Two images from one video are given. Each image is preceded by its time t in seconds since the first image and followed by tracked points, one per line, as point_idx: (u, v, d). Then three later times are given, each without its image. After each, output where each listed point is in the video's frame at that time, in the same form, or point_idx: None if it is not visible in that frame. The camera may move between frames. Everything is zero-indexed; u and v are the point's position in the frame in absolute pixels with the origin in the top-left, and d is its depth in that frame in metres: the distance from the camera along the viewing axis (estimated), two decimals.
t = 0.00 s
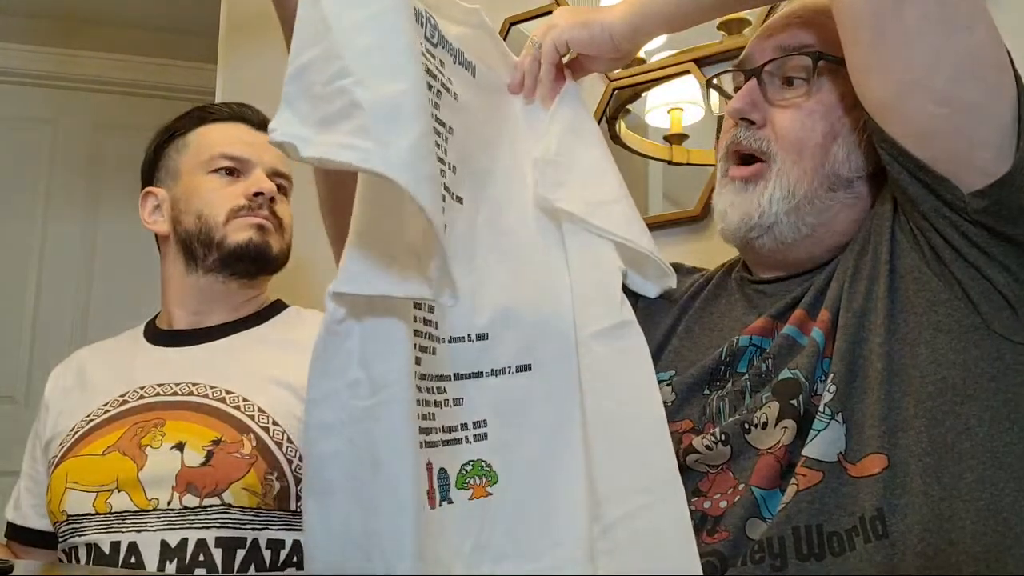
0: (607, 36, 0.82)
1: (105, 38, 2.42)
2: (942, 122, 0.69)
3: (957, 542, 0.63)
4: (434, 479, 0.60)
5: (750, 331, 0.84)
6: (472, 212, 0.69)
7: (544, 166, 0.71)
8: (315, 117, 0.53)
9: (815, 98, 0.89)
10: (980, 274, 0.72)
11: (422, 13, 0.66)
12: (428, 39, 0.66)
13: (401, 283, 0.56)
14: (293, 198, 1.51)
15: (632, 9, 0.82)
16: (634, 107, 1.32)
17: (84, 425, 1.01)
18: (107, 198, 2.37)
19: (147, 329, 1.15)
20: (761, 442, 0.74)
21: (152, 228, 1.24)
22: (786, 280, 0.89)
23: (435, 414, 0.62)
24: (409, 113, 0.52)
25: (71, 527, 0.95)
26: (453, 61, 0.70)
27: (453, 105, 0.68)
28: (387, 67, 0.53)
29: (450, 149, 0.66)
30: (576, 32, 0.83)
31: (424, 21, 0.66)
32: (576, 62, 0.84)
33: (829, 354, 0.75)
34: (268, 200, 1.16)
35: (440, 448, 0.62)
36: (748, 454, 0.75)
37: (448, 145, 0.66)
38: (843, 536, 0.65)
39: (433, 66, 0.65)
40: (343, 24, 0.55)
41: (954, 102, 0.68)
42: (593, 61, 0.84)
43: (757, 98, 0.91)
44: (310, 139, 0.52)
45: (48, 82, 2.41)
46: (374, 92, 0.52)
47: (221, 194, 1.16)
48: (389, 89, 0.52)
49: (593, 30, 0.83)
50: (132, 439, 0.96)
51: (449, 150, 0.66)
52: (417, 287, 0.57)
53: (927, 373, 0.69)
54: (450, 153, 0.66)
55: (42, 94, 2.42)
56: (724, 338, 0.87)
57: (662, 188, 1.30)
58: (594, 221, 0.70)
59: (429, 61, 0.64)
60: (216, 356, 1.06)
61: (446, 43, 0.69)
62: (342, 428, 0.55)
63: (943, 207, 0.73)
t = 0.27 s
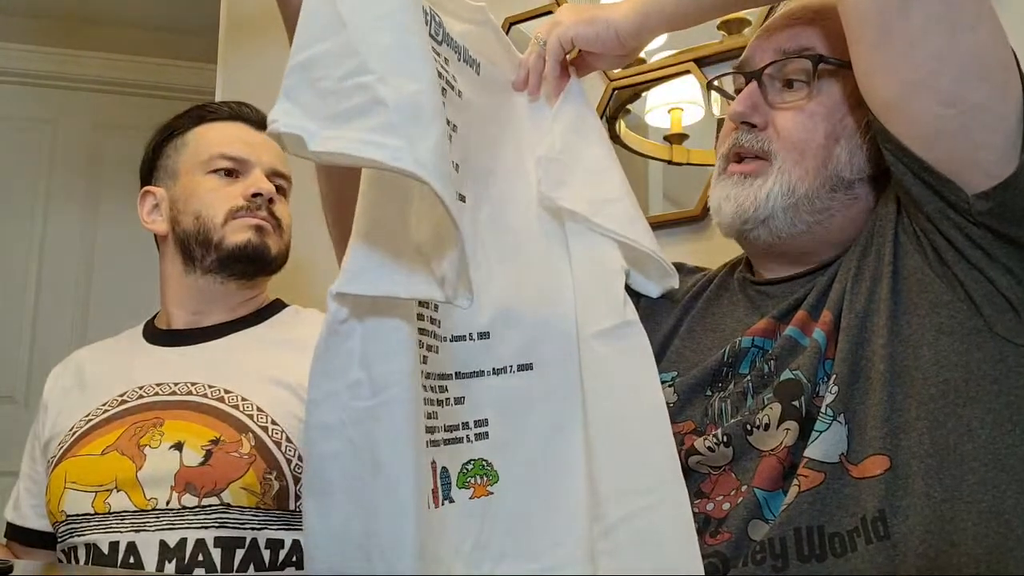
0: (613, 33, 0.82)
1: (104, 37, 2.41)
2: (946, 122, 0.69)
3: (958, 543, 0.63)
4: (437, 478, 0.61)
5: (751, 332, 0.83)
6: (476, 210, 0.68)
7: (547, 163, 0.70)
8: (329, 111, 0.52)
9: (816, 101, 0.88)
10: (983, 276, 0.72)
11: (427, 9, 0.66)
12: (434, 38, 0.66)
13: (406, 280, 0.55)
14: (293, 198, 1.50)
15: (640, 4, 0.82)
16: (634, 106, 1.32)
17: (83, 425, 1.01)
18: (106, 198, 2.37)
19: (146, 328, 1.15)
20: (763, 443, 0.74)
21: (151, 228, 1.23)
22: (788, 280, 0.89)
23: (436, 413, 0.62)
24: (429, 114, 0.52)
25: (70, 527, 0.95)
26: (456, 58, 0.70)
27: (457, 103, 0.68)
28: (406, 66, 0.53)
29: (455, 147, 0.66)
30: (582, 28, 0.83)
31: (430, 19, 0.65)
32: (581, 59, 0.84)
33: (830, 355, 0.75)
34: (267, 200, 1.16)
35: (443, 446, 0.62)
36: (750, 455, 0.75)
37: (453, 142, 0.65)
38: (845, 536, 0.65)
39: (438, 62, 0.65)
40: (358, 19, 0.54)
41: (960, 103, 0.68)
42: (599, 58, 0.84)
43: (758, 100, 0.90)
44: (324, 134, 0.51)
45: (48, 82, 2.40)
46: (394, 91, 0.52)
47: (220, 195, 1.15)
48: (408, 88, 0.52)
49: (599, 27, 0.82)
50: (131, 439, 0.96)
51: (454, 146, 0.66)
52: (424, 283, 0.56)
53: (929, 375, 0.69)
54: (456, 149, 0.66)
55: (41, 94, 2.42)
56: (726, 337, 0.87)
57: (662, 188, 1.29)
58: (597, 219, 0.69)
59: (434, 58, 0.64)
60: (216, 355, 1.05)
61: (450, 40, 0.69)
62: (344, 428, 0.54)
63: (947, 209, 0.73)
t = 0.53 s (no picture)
0: (621, 33, 0.82)
1: (105, 37, 2.41)
2: (953, 122, 0.69)
3: (959, 544, 0.63)
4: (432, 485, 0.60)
5: (752, 333, 0.83)
6: (478, 213, 0.69)
7: (552, 164, 0.69)
8: (320, 127, 0.51)
9: (816, 102, 0.88)
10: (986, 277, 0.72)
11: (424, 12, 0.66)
12: (432, 42, 0.66)
13: (399, 291, 0.55)
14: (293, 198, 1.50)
15: (647, 5, 0.82)
16: (633, 107, 1.32)
17: (84, 427, 1.01)
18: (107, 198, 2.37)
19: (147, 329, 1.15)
20: (764, 443, 0.74)
21: (151, 228, 1.24)
22: (789, 281, 0.89)
23: (435, 417, 0.62)
24: (418, 128, 0.51)
25: (71, 528, 0.95)
26: (456, 61, 0.70)
27: (459, 107, 0.68)
28: (395, 79, 0.52)
29: (454, 153, 0.66)
30: (591, 28, 0.83)
31: (426, 23, 0.65)
32: (592, 60, 0.84)
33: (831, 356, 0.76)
34: (265, 203, 1.16)
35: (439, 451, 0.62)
36: (751, 456, 0.75)
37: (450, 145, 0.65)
38: (845, 537, 0.65)
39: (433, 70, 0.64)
40: (349, 31, 0.53)
41: (967, 103, 0.68)
42: (605, 58, 0.84)
43: (759, 103, 0.90)
44: (316, 151, 0.50)
45: (48, 82, 2.41)
46: (382, 105, 0.51)
47: (219, 197, 1.15)
48: (397, 102, 0.51)
49: (607, 28, 0.82)
50: (132, 441, 0.96)
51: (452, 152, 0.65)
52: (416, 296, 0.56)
53: (931, 375, 0.69)
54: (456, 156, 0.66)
55: (42, 94, 2.42)
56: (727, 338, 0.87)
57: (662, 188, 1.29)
58: (600, 221, 0.68)
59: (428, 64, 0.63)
60: (217, 356, 1.05)
61: (450, 44, 0.69)
62: (339, 441, 0.54)
63: (952, 209, 0.73)
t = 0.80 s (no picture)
0: (642, 33, 0.83)
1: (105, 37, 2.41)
2: (969, 121, 0.70)
3: (963, 545, 0.63)
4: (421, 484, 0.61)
5: (755, 331, 0.84)
6: (485, 214, 0.69)
7: (569, 163, 0.69)
8: (291, 158, 0.47)
9: (817, 105, 0.88)
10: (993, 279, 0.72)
11: (418, 22, 0.64)
12: (429, 52, 0.64)
13: (369, 315, 0.51)
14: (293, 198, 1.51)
15: (668, 3, 0.82)
16: (633, 107, 1.32)
17: (86, 427, 1.01)
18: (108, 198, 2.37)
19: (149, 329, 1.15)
20: (766, 443, 0.74)
21: (150, 231, 1.24)
22: (794, 281, 0.89)
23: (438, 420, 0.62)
24: (388, 157, 0.47)
25: (73, 529, 0.95)
26: (464, 67, 0.68)
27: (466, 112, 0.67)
28: (361, 111, 0.48)
29: (465, 158, 0.66)
30: (612, 26, 0.83)
31: (424, 35, 0.64)
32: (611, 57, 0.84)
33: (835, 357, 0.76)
34: (262, 210, 1.15)
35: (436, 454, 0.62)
36: (753, 455, 0.75)
37: (459, 159, 0.65)
38: (848, 537, 0.65)
39: (421, 87, 0.61)
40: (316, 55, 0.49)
41: (982, 103, 0.69)
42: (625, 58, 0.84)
43: (760, 107, 0.90)
44: (280, 182, 0.46)
45: (49, 82, 2.41)
46: (347, 136, 0.47)
47: (216, 204, 1.15)
48: (364, 134, 0.48)
49: (628, 26, 0.83)
50: (133, 442, 0.96)
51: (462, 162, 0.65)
52: (386, 321, 0.51)
53: (936, 377, 0.69)
54: (462, 164, 0.65)
55: (42, 94, 2.42)
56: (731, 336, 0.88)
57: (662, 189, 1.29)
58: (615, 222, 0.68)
59: (408, 80, 0.59)
60: (219, 356, 1.06)
61: (454, 50, 0.67)
62: (316, 464, 0.51)
63: (962, 210, 0.73)
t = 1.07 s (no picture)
0: (658, 24, 0.82)
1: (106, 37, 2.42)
2: (982, 119, 0.70)
3: (965, 545, 0.63)
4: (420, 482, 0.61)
5: (758, 330, 0.84)
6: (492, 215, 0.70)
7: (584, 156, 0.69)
8: (237, 182, 0.46)
9: (819, 105, 0.88)
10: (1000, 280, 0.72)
11: (414, 29, 0.64)
12: (422, 59, 0.64)
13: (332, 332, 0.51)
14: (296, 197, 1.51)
15: None
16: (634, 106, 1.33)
17: (91, 428, 1.01)
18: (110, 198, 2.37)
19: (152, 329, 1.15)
20: (768, 442, 0.74)
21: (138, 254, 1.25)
22: (799, 281, 0.89)
23: (436, 418, 0.62)
24: (318, 186, 0.47)
25: (77, 529, 0.95)
26: (463, 72, 0.68)
27: (466, 118, 0.67)
28: (302, 136, 0.48)
29: (460, 161, 0.66)
30: (626, 20, 0.83)
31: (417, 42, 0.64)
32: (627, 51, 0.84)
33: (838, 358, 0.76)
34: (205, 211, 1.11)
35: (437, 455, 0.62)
36: (755, 454, 0.75)
37: (453, 163, 0.65)
38: (849, 536, 0.65)
39: (410, 92, 0.62)
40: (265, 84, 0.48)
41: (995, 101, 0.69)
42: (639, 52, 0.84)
43: (762, 107, 0.90)
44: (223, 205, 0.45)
45: (51, 82, 2.41)
46: (280, 163, 0.46)
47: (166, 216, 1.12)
48: (297, 160, 0.47)
49: (643, 18, 0.83)
50: (138, 443, 0.96)
51: (456, 164, 0.66)
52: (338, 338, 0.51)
53: (941, 377, 0.69)
54: (456, 165, 0.66)
55: (43, 94, 2.42)
56: (733, 335, 0.88)
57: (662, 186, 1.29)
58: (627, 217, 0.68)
59: (391, 88, 0.60)
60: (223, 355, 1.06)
61: (453, 55, 0.67)
62: (281, 470, 0.50)
63: (972, 209, 0.72)
